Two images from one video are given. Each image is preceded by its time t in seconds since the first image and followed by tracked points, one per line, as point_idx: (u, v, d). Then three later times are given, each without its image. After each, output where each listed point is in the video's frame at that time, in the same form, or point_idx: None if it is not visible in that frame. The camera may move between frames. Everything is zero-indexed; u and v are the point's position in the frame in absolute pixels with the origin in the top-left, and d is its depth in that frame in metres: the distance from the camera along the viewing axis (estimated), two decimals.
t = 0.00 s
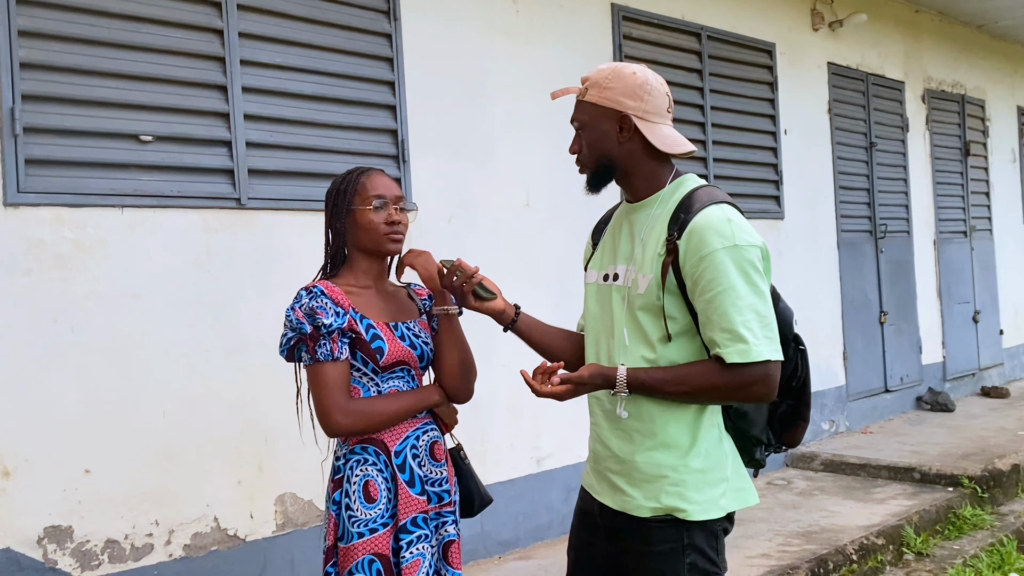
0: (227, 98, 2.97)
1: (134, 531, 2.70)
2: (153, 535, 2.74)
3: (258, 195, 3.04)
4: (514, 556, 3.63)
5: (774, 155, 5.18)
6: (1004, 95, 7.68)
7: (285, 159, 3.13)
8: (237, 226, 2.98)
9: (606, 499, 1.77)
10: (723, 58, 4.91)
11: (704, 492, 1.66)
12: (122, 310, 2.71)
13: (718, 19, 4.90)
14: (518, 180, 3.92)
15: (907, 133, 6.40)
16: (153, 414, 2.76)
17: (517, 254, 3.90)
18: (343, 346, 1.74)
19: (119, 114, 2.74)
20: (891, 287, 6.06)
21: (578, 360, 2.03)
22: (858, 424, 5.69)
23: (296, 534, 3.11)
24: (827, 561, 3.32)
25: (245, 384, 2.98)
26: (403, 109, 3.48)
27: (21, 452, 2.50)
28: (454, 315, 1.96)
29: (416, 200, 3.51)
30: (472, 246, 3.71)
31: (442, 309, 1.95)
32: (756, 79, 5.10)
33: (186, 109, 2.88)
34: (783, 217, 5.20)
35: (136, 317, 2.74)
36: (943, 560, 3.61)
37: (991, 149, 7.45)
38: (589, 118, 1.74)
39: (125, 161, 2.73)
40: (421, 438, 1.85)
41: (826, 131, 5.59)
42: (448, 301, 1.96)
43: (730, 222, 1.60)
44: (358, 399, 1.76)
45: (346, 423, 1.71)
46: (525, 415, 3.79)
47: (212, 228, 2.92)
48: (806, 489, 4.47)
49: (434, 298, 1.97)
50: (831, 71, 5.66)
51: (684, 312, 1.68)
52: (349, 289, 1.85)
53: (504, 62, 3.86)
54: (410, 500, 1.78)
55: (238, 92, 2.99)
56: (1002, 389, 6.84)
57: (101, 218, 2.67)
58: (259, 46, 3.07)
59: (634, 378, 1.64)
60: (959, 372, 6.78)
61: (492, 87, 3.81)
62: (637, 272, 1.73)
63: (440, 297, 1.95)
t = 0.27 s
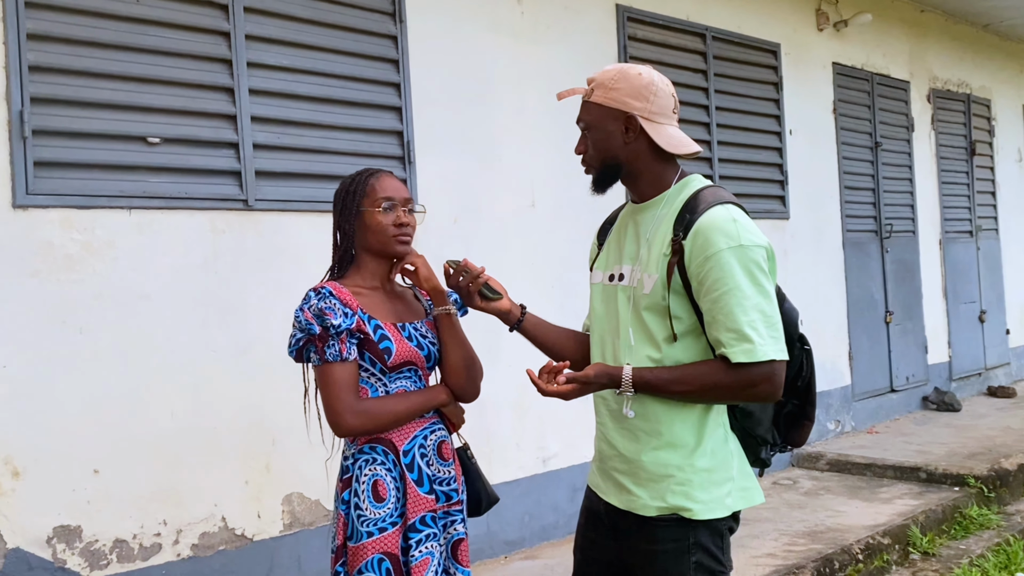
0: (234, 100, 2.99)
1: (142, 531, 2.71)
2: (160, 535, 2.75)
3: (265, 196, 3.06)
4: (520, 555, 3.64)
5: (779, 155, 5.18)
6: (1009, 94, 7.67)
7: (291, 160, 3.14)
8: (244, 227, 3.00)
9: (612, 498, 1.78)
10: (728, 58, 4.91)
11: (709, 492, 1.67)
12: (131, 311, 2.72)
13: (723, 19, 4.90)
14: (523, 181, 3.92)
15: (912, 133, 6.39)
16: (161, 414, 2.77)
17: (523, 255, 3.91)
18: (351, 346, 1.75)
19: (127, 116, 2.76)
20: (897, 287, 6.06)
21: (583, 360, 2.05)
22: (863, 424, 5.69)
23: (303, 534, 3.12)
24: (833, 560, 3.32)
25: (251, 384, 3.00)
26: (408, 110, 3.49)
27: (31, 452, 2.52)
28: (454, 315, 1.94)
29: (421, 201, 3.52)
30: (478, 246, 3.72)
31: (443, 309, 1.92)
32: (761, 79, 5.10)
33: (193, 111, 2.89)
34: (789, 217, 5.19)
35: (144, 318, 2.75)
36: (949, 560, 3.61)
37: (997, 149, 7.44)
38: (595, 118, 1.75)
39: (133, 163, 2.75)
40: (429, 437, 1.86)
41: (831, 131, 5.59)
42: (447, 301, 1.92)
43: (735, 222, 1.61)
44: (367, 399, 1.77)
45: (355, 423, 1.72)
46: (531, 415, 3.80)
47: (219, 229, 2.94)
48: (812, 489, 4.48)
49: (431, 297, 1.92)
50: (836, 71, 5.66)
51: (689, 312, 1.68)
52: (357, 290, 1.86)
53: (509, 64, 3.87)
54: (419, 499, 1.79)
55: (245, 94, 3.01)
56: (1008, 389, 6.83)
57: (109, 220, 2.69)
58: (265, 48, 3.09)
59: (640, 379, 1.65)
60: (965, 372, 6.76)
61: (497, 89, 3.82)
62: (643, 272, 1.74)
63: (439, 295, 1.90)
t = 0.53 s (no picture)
0: (242, 100, 3.00)
1: (151, 530, 2.72)
2: (169, 534, 2.76)
3: (273, 196, 3.06)
4: (528, 555, 3.64)
5: (787, 154, 5.16)
6: (1018, 93, 7.64)
7: (299, 160, 3.15)
8: (252, 228, 3.01)
9: (620, 497, 1.78)
10: (735, 58, 4.90)
11: (718, 490, 1.67)
12: (140, 311, 2.74)
13: (730, 18, 4.89)
14: (530, 180, 3.92)
15: (920, 132, 6.37)
16: (170, 414, 2.79)
17: (530, 254, 3.91)
18: (361, 345, 1.75)
19: (136, 117, 2.77)
20: (905, 286, 6.04)
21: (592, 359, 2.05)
22: (872, 423, 5.68)
23: (311, 533, 3.13)
24: (841, 560, 3.32)
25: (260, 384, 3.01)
26: (416, 110, 3.49)
27: (41, 452, 2.53)
28: (460, 314, 1.94)
29: (429, 201, 3.53)
30: (486, 246, 3.73)
31: (449, 308, 1.92)
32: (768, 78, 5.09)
33: (201, 111, 2.91)
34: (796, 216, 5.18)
35: (153, 318, 2.76)
36: (959, 560, 3.60)
37: (1006, 147, 7.41)
38: (603, 117, 1.75)
39: (142, 164, 2.76)
40: (439, 435, 1.87)
41: (839, 130, 5.57)
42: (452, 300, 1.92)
43: (744, 221, 1.61)
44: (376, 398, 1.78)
45: (366, 422, 1.73)
46: (538, 414, 3.80)
47: (228, 230, 2.95)
48: (821, 488, 4.47)
49: (438, 297, 1.93)
50: (844, 70, 5.64)
51: (697, 311, 1.69)
52: (366, 289, 1.87)
53: (516, 64, 3.87)
54: (429, 497, 1.80)
55: (253, 95, 3.02)
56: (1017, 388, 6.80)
57: (118, 220, 2.70)
58: (273, 49, 3.10)
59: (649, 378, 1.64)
60: (974, 371, 6.74)
61: (504, 89, 3.83)
62: (651, 271, 1.74)
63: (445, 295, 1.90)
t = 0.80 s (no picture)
0: (250, 102, 3.01)
1: (160, 529, 2.74)
2: (179, 534, 2.78)
3: (281, 197, 3.08)
4: (536, 555, 3.64)
5: (794, 154, 5.15)
6: None
7: (307, 161, 3.16)
8: (260, 228, 3.02)
9: (628, 497, 1.78)
10: (742, 57, 4.89)
11: (726, 490, 1.67)
12: (149, 311, 2.75)
13: (737, 18, 4.88)
14: (538, 181, 3.93)
15: (929, 131, 6.34)
16: (179, 414, 2.80)
17: (538, 255, 3.92)
18: (371, 345, 1.76)
19: (145, 118, 2.79)
20: (913, 286, 6.02)
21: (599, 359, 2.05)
22: (880, 423, 5.66)
23: (320, 533, 3.14)
24: (850, 560, 3.31)
25: (268, 384, 3.02)
26: (423, 111, 3.50)
27: (51, 452, 2.55)
28: (468, 313, 1.95)
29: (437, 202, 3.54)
30: (493, 246, 3.73)
31: (457, 308, 1.92)
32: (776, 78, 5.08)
33: (210, 113, 2.92)
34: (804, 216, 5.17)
35: (162, 319, 2.78)
36: (968, 560, 3.59)
37: (1015, 146, 7.37)
38: (611, 117, 1.75)
39: (151, 165, 2.77)
40: (448, 435, 1.87)
41: (847, 129, 5.56)
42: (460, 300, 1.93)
43: (751, 221, 1.61)
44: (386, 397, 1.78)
45: (376, 422, 1.73)
46: (546, 414, 3.80)
47: (236, 230, 2.96)
48: (829, 488, 4.46)
49: (444, 297, 1.94)
50: (852, 69, 5.63)
51: (705, 311, 1.69)
52: (375, 290, 1.88)
53: (524, 65, 3.88)
54: (438, 496, 1.81)
55: (261, 96, 3.03)
56: None
57: (127, 221, 2.71)
58: (281, 50, 3.11)
59: (658, 377, 1.65)
60: (983, 371, 6.71)
61: (512, 89, 3.83)
62: (659, 271, 1.74)
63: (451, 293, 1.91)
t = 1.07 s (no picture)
0: (258, 103, 3.02)
1: (168, 530, 2.74)
2: (186, 535, 2.78)
3: (289, 199, 3.08)
4: (543, 556, 3.64)
5: (802, 155, 5.15)
6: None
7: (315, 163, 3.17)
8: (268, 230, 3.03)
9: (635, 498, 1.78)
10: (749, 58, 4.89)
11: (734, 491, 1.66)
12: (157, 312, 2.76)
13: (744, 19, 4.88)
14: (545, 182, 3.93)
15: (937, 131, 6.32)
16: (187, 415, 2.81)
17: (544, 256, 3.92)
18: (379, 347, 1.76)
19: (153, 120, 2.80)
20: (921, 287, 6.00)
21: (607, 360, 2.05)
22: (888, 424, 5.65)
23: (327, 533, 3.14)
24: (858, 562, 3.31)
25: (276, 385, 3.03)
26: (430, 112, 3.50)
27: (59, 453, 2.56)
28: (476, 315, 1.94)
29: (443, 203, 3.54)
30: (500, 248, 3.74)
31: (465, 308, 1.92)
32: (783, 78, 5.07)
33: (217, 115, 2.93)
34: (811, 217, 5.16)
35: (170, 320, 2.79)
36: (976, 562, 3.58)
37: None
38: (617, 118, 1.75)
39: (159, 167, 2.78)
40: (457, 436, 1.87)
41: (854, 130, 5.55)
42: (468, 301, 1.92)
43: (759, 222, 1.60)
44: (394, 398, 1.78)
45: (384, 422, 1.73)
46: (553, 415, 3.81)
47: (244, 232, 2.97)
48: (836, 490, 4.45)
49: (453, 298, 1.93)
50: (859, 69, 5.61)
51: (713, 312, 1.68)
52: (382, 291, 1.88)
53: (531, 66, 3.88)
54: (447, 497, 1.80)
55: (269, 98, 3.04)
56: None
57: (135, 223, 2.73)
58: (288, 52, 3.12)
59: (664, 378, 1.65)
60: (991, 372, 6.69)
61: (518, 91, 3.83)
62: (666, 272, 1.74)
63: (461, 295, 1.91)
